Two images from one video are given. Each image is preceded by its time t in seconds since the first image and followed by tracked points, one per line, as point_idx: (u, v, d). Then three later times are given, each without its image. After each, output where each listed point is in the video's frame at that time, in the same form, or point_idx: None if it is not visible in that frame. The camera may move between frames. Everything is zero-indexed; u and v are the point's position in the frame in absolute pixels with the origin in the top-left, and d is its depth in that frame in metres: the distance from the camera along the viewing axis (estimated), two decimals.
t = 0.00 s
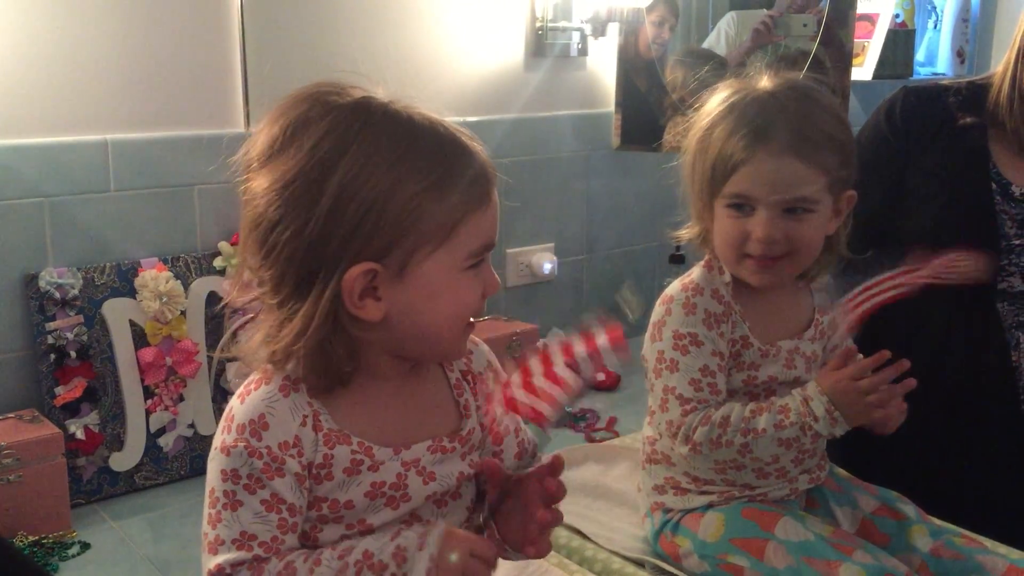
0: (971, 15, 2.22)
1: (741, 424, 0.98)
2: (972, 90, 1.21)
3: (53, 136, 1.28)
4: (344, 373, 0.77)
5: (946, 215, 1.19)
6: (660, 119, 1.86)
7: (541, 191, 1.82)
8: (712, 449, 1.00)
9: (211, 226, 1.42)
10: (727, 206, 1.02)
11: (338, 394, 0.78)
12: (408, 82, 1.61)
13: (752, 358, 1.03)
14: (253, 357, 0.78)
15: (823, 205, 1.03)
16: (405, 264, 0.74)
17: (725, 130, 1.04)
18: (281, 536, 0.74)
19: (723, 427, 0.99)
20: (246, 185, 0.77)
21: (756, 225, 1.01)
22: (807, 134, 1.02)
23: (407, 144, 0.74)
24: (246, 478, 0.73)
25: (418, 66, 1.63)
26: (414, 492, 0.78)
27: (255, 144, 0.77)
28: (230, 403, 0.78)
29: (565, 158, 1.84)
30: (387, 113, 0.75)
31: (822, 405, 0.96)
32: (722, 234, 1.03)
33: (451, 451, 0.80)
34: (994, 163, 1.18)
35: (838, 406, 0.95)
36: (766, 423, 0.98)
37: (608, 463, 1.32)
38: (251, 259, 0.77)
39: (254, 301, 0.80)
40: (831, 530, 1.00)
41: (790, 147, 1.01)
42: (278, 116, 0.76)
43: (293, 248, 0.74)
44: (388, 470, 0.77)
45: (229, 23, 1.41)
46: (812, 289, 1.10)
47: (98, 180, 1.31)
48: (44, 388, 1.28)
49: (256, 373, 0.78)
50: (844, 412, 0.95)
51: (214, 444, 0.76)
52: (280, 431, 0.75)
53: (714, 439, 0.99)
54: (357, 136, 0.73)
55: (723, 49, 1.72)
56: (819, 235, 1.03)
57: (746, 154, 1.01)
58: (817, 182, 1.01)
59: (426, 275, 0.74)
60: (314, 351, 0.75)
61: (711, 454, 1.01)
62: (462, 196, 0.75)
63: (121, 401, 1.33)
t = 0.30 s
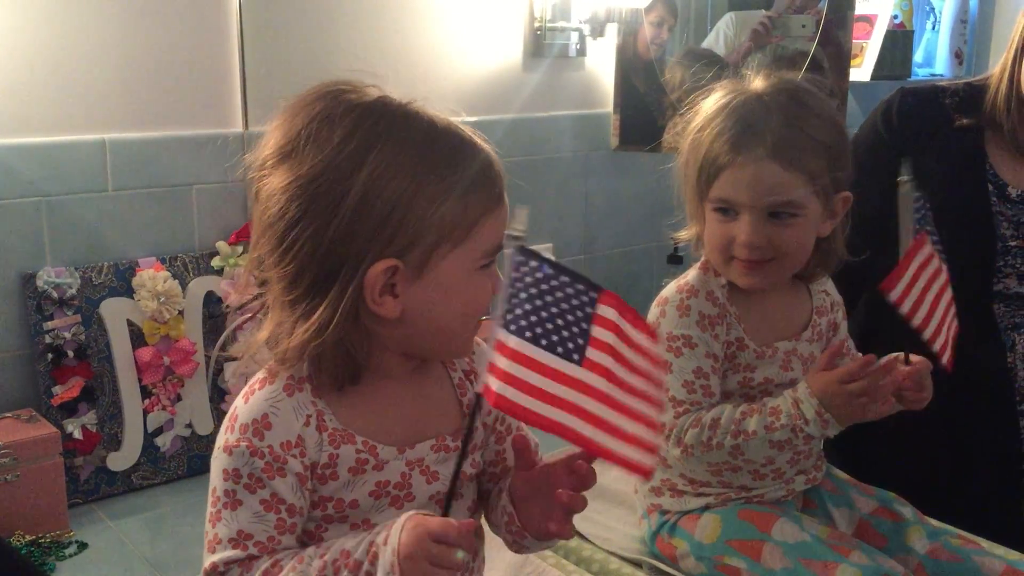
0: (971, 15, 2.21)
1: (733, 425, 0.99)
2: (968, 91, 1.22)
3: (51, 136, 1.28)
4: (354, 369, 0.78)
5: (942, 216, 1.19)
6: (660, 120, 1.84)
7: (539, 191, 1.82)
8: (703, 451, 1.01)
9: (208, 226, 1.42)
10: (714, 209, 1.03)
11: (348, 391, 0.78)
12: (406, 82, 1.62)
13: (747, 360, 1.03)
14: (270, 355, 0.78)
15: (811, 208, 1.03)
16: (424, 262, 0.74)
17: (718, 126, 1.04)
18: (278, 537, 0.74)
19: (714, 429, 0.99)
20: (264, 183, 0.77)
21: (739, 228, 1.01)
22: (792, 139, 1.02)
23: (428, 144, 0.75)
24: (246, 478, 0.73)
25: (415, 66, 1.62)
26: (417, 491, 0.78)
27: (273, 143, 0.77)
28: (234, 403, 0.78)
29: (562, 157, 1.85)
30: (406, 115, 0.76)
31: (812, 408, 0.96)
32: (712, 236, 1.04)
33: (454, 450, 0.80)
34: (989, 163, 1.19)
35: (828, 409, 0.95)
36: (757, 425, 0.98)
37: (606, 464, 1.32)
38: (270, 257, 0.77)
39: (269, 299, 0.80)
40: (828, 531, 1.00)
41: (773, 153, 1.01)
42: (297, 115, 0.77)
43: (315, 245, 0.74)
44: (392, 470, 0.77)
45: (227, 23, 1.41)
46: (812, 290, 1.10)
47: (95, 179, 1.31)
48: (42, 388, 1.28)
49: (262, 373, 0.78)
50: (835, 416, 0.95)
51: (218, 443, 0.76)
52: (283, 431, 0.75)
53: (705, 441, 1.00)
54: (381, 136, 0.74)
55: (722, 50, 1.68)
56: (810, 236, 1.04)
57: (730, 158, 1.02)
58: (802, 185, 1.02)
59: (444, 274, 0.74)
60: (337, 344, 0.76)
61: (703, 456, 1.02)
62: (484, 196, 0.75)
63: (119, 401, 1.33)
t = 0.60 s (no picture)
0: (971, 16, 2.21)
1: (727, 431, 0.99)
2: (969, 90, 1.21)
3: (51, 133, 1.27)
4: (352, 365, 0.78)
5: (942, 215, 1.19)
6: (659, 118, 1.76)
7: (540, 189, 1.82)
8: (698, 457, 1.00)
9: (208, 224, 1.42)
10: (724, 213, 1.02)
11: (349, 386, 0.78)
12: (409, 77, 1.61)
13: (743, 362, 1.03)
14: (268, 341, 0.80)
15: (817, 206, 1.03)
16: (411, 254, 0.75)
17: (715, 138, 1.03)
18: (265, 531, 0.74)
19: (708, 435, 0.99)
20: (272, 169, 0.80)
21: (755, 230, 1.00)
22: (800, 141, 1.02)
23: (424, 138, 0.76)
24: (240, 469, 0.74)
25: (415, 64, 1.62)
26: (419, 487, 0.77)
27: (283, 132, 0.80)
28: (240, 396, 0.78)
29: (561, 155, 1.85)
30: (408, 110, 0.77)
31: (807, 416, 0.96)
32: (718, 239, 1.03)
33: (456, 449, 0.80)
34: (990, 163, 1.18)
35: (823, 416, 0.95)
36: (751, 431, 0.98)
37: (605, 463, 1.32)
38: (273, 240, 0.79)
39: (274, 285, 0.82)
40: (828, 531, 1.00)
41: (783, 156, 1.00)
42: (306, 105, 0.79)
43: (307, 230, 0.76)
44: (393, 466, 0.77)
45: (227, 22, 1.41)
46: (806, 289, 1.09)
47: (95, 177, 1.31)
48: (42, 385, 1.28)
49: (268, 367, 0.79)
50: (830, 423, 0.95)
51: (219, 433, 0.76)
52: (282, 427, 0.75)
53: (699, 446, 0.99)
54: (375, 127, 0.75)
55: (723, 48, 1.64)
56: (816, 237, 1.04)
57: (740, 163, 1.00)
58: (812, 185, 1.02)
59: (431, 269, 0.75)
60: (318, 339, 0.76)
61: (698, 461, 1.01)
62: (476, 192, 0.76)
63: (119, 399, 1.33)
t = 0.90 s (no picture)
0: (971, 14, 2.22)
1: (729, 434, 0.98)
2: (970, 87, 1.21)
3: (53, 131, 1.27)
4: (359, 362, 0.78)
5: (943, 213, 1.19)
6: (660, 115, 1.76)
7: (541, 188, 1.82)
8: (701, 458, 1.01)
9: (209, 223, 1.42)
10: (716, 210, 1.02)
11: (352, 383, 0.79)
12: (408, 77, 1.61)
13: (741, 361, 1.03)
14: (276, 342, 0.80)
15: (812, 199, 1.03)
16: (414, 247, 0.74)
17: (704, 135, 1.04)
18: (283, 533, 0.74)
19: (709, 436, 0.99)
20: (271, 171, 0.80)
21: (748, 224, 1.00)
22: (794, 133, 1.02)
23: (419, 131, 0.76)
24: (254, 473, 0.73)
25: (415, 61, 1.62)
26: (426, 485, 0.78)
27: (281, 133, 0.80)
28: (247, 398, 0.78)
29: (562, 155, 1.84)
30: (403, 104, 0.77)
31: (810, 428, 0.93)
32: (715, 237, 1.03)
33: (460, 446, 0.80)
34: (992, 161, 1.18)
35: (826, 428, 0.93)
36: (754, 436, 0.97)
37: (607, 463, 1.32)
38: (274, 241, 0.79)
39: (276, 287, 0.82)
40: (828, 530, 1.00)
41: (776, 148, 1.00)
42: (302, 105, 0.79)
43: (308, 228, 0.76)
44: (399, 464, 0.77)
45: (227, 19, 1.40)
46: (804, 291, 1.10)
47: (97, 176, 1.31)
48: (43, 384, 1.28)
49: (274, 369, 0.79)
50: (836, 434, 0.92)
51: (229, 437, 0.76)
52: (292, 428, 0.75)
53: (700, 448, 1.00)
54: (372, 122, 0.75)
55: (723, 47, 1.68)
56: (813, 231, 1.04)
57: (735, 157, 1.00)
58: (806, 178, 1.02)
59: (435, 262, 0.75)
60: (324, 333, 0.76)
61: (700, 462, 1.02)
62: (474, 182, 0.76)
63: (120, 397, 1.33)
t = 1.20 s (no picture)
0: (971, 15, 2.22)
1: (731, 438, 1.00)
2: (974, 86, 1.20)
3: (54, 129, 1.27)
4: (355, 361, 0.78)
5: (945, 212, 1.18)
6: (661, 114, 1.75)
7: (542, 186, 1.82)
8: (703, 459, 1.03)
9: (210, 221, 1.42)
10: (721, 205, 1.02)
11: (350, 382, 0.79)
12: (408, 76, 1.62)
13: (744, 362, 1.03)
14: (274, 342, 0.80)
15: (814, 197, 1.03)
16: (405, 246, 0.74)
17: (706, 137, 1.04)
18: (286, 536, 0.75)
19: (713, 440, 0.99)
20: (266, 170, 0.80)
21: (752, 221, 1.01)
22: (796, 130, 1.02)
23: (409, 128, 0.76)
24: (256, 476, 0.74)
25: (416, 60, 1.62)
26: (425, 488, 0.78)
27: (276, 133, 0.81)
28: (248, 399, 0.79)
29: (563, 154, 1.84)
30: (395, 102, 0.77)
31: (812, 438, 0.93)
32: (717, 233, 1.03)
33: (460, 448, 0.80)
34: (995, 160, 1.17)
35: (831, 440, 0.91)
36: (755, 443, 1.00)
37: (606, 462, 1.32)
38: (269, 241, 0.80)
39: (275, 287, 0.82)
40: (828, 529, 1.01)
41: (782, 144, 1.01)
42: (296, 106, 0.80)
43: (301, 227, 0.76)
44: (399, 467, 0.77)
45: (229, 18, 1.40)
46: (801, 293, 1.09)
47: (98, 174, 1.31)
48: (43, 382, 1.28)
49: (275, 371, 0.79)
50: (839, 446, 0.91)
51: (230, 439, 0.77)
52: (293, 432, 0.75)
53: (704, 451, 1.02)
54: (361, 121, 0.76)
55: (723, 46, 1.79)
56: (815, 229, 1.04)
57: (738, 154, 1.00)
58: (811, 173, 1.02)
59: (427, 262, 0.75)
60: (319, 333, 0.77)
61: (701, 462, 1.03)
62: (464, 179, 0.76)
63: (120, 396, 1.33)
